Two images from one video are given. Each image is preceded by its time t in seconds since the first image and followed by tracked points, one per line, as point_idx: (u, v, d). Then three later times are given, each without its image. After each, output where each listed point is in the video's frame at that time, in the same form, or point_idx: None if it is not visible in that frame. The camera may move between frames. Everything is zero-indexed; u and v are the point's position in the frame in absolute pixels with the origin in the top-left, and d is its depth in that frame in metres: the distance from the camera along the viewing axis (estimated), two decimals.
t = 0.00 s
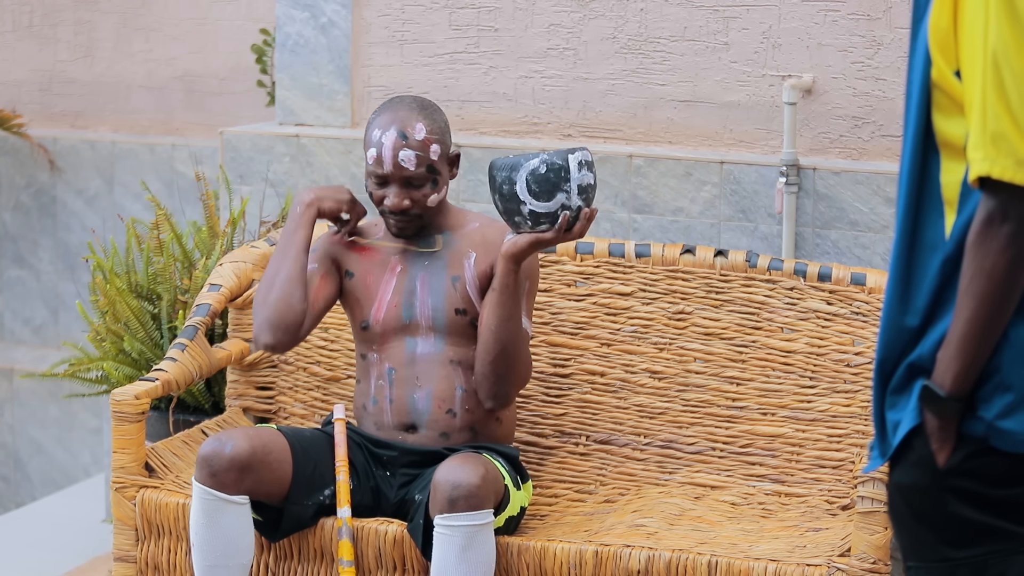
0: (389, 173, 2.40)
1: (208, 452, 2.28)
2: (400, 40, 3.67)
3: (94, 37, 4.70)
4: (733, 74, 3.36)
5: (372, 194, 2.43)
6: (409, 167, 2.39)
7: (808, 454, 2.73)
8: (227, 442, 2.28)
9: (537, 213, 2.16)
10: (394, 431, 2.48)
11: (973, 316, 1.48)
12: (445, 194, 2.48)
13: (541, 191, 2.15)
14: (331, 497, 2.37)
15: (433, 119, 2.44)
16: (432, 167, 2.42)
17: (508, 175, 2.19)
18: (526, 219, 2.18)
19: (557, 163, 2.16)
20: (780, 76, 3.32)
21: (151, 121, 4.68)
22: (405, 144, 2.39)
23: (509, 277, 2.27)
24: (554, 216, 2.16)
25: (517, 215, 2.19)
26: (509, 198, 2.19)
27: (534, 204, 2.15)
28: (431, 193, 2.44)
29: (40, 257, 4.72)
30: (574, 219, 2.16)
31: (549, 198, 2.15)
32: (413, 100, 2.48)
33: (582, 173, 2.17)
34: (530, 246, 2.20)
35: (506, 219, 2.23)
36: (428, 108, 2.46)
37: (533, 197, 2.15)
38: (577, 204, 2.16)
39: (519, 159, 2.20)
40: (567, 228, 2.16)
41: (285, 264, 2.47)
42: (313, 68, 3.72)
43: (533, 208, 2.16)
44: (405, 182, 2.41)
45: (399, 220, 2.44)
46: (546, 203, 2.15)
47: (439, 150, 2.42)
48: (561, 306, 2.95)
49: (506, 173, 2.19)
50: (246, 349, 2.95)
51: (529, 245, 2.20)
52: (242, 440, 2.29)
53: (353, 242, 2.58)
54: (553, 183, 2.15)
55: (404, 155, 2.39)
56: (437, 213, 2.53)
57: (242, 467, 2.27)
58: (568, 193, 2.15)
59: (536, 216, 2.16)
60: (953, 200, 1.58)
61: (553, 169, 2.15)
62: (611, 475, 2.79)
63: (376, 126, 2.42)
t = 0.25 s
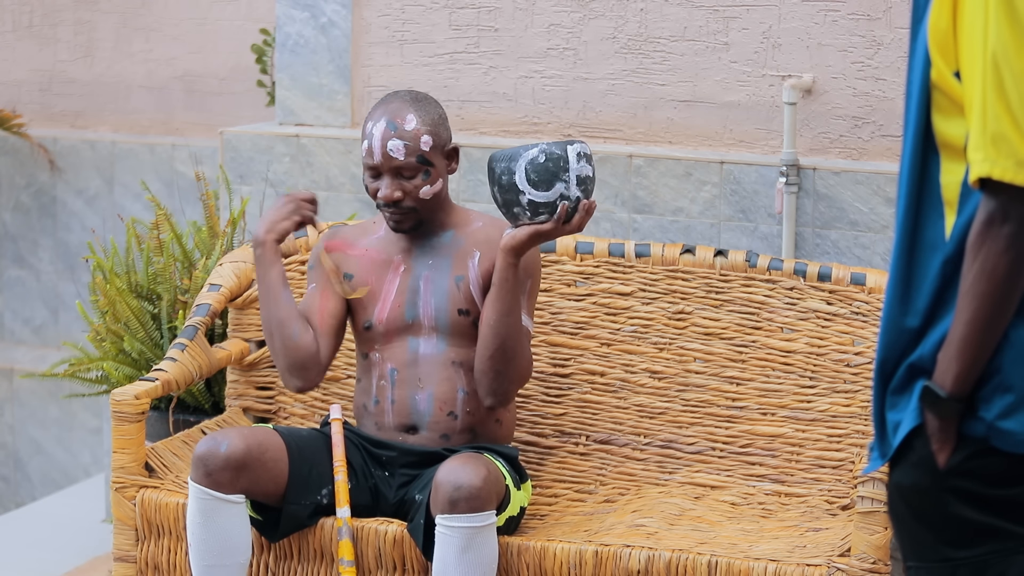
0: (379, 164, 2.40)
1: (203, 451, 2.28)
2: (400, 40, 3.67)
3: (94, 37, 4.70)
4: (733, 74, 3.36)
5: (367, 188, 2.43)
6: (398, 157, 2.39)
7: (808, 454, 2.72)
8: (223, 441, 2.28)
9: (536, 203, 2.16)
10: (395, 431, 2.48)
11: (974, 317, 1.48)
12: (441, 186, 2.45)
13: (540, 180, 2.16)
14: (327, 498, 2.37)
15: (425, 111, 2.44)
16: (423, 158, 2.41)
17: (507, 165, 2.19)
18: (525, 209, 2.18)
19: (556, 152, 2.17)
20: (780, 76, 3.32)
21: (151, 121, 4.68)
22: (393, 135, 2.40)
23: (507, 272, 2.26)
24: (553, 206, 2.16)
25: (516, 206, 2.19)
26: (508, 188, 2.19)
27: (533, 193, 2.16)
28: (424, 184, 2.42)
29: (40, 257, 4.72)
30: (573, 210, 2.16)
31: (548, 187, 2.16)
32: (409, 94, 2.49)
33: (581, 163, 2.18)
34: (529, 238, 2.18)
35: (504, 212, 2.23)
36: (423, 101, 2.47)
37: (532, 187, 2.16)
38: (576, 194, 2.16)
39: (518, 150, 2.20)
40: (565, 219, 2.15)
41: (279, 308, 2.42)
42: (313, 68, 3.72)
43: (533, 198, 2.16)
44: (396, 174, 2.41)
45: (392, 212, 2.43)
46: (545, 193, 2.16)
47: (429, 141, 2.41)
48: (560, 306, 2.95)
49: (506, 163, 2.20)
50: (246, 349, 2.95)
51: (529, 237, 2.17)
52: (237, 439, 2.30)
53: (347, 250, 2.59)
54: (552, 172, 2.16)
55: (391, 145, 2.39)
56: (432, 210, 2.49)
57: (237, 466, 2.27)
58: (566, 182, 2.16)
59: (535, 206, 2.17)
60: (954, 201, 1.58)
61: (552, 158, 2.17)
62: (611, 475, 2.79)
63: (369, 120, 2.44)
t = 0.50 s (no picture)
0: (389, 170, 2.40)
1: (203, 451, 2.28)
2: (400, 40, 3.67)
3: (94, 37, 4.70)
4: (733, 74, 3.36)
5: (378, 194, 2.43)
6: (407, 163, 2.39)
7: (808, 454, 2.72)
8: (223, 441, 2.28)
9: (547, 206, 2.17)
10: (399, 432, 2.48)
11: (973, 317, 1.48)
12: (451, 191, 2.45)
13: (550, 183, 2.16)
14: (327, 498, 2.37)
15: (433, 117, 2.44)
16: (432, 165, 2.40)
17: (516, 168, 2.20)
18: (535, 212, 2.18)
19: (565, 155, 2.18)
20: (780, 76, 3.32)
21: (151, 121, 4.68)
22: (401, 141, 2.40)
23: (519, 275, 2.27)
24: (563, 209, 2.16)
25: (525, 209, 2.20)
26: (517, 191, 2.20)
27: (543, 196, 2.16)
28: (433, 191, 2.42)
29: (40, 257, 4.72)
30: (584, 213, 2.17)
31: (558, 190, 2.16)
32: (421, 98, 2.49)
33: (590, 166, 2.18)
34: (540, 240, 2.19)
35: (515, 215, 2.24)
36: (434, 106, 2.46)
37: (542, 190, 2.16)
38: (586, 197, 2.16)
39: (528, 153, 2.21)
40: (576, 221, 2.16)
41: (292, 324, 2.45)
42: (313, 68, 3.72)
43: (542, 201, 2.17)
44: (405, 180, 2.40)
45: (402, 218, 2.43)
46: (555, 195, 2.16)
47: (439, 148, 2.41)
48: (560, 306, 2.95)
49: (516, 166, 2.21)
50: (246, 349, 2.95)
51: (538, 241, 2.19)
52: (237, 438, 2.30)
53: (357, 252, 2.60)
54: (562, 174, 2.16)
55: (400, 153, 2.39)
56: (442, 216, 2.49)
57: (237, 466, 2.27)
58: (576, 185, 2.16)
59: (545, 209, 2.17)
60: (953, 201, 1.58)
61: (561, 161, 2.17)
62: (611, 475, 2.79)
63: (380, 126, 2.44)
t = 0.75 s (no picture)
0: (402, 165, 2.41)
1: (208, 452, 2.28)
2: (400, 40, 3.67)
3: (94, 37, 4.70)
4: (733, 74, 3.36)
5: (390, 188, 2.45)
6: (419, 159, 2.40)
7: (808, 454, 2.72)
8: (228, 442, 2.28)
9: (552, 214, 2.16)
10: (400, 430, 2.49)
11: (972, 317, 1.48)
12: (462, 191, 2.44)
13: (556, 191, 2.16)
14: (328, 497, 2.37)
15: (451, 116, 2.44)
16: (444, 162, 2.41)
17: (523, 176, 2.20)
18: (540, 220, 2.18)
19: (573, 163, 2.18)
20: (780, 76, 3.32)
21: (151, 121, 4.68)
22: (416, 136, 2.40)
23: (522, 280, 2.25)
24: (569, 217, 2.16)
25: (531, 216, 2.19)
26: (524, 198, 2.19)
27: (549, 204, 2.16)
28: (442, 188, 2.42)
29: (40, 257, 4.72)
30: (590, 221, 2.16)
31: (564, 199, 2.16)
32: (440, 95, 2.49)
33: (597, 174, 2.18)
34: (546, 246, 2.17)
35: (520, 220, 2.23)
36: (452, 104, 2.46)
37: (548, 197, 2.16)
38: (593, 206, 2.16)
39: (535, 159, 2.21)
40: (581, 230, 2.15)
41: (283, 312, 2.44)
42: (313, 68, 3.72)
43: (548, 209, 2.17)
44: (416, 175, 2.41)
45: (411, 211, 2.44)
46: (562, 204, 2.16)
47: (452, 146, 2.41)
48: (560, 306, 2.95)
49: (522, 173, 2.21)
50: (246, 349, 2.95)
51: (542, 246, 2.17)
52: (242, 440, 2.29)
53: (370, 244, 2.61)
54: (569, 184, 2.16)
55: (412, 147, 2.40)
56: (455, 212, 2.48)
57: (244, 468, 2.27)
58: (583, 195, 2.16)
59: (551, 217, 2.17)
60: (951, 201, 1.58)
61: (568, 169, 2.17)
62: (611, 475, 2.79)
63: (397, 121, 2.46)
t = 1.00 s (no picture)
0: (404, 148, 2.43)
1: (207, 451, 2.28)
2: (400, 40, 3.67)
3: (94, 37, 4.70)
4: (733, 74, 3.36)
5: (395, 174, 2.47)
6: (416, 142, 2.41)
7: (808, 454, 2.72)
8: (227, 441, 2.28)
9: (550, 207, 2.16)
10: (401, 429, 2.49)
11: (971, 317, 1.48)
12: (459, 179, 2.43)
13: (554, 184, 2.15)
14: (327, 497, 2.37)
15: (458, 106, 2.45)
16: (440, 147, 2.41)
17: (525, 168, 2.20)
18: (539, 213, 2.18)
19: (573, 157, 2.17)
20: (780, 76, 3.32)
21: (151, 121, 4.68)
22: (417, 120, 2.43)
23: (521, 275, 2.25)
24: (566, 211, 2.15)
25: (531, 209, 2.19)
26: (524, 190, 2.19)
27: (547, 197, 2.15)
28: (439, 173, 2.41)
29: (40, 257, 4.72)
30: (589, 217, 2.12)
31: (562, 192, 2.14)
32: (456, 88, 2.51)
33: (599, 170, 2.16)
34: (542, 241, 2.16)
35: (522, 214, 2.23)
36: (461, 95, 2.47)
37: (547, 190, 2.15)
38: (591, 201, 2.13)
39: (538, 153, 2.21)
40: (578, 226, 2.10)
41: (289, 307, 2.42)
42: (313, 68, 3.72)
43: (546, 202, 2.16)
44: (415, 159, 2.42)
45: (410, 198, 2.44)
46: (559, 197, 2.14)
47: (450, 131, 2.41)
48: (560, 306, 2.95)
49: (524, 165, 2.21)
50: (246, 349, 2.95)
51: (542, 241, 2.15)
52: (241, 438, 2.30)
53: (388, 239, 2.61)
54: (568, 177, 2.14)
55: (411, 130, 2.42)
56: (454, 203, 2.47)
57: (242, 466, 2.27)
58: (581, 188, 2.13)
59: (548, 210, 2.16)
60: (950, 201, 1.58)
61: (568, 163, 2.16)
62: (611, 475, 2.79)
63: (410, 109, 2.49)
